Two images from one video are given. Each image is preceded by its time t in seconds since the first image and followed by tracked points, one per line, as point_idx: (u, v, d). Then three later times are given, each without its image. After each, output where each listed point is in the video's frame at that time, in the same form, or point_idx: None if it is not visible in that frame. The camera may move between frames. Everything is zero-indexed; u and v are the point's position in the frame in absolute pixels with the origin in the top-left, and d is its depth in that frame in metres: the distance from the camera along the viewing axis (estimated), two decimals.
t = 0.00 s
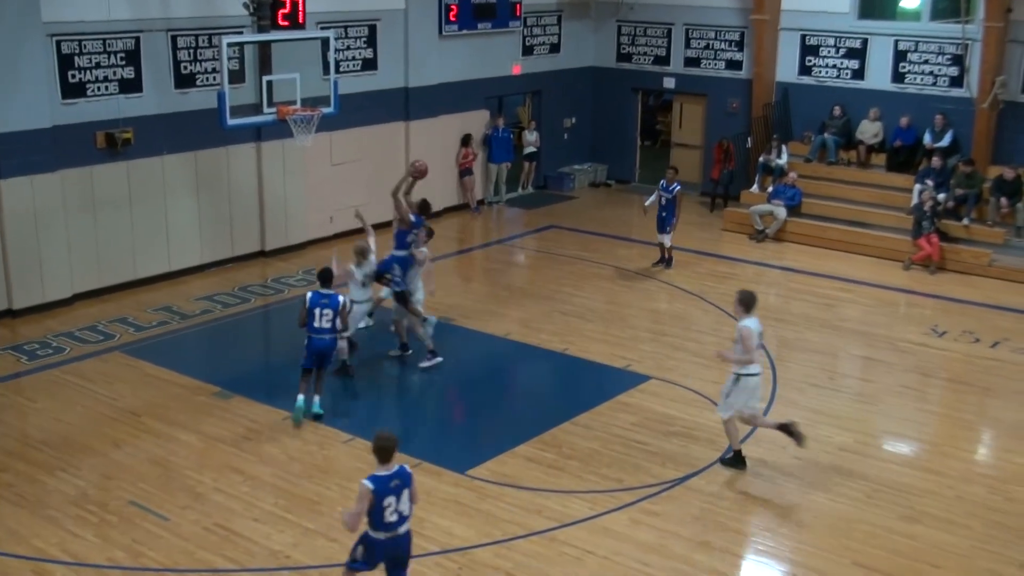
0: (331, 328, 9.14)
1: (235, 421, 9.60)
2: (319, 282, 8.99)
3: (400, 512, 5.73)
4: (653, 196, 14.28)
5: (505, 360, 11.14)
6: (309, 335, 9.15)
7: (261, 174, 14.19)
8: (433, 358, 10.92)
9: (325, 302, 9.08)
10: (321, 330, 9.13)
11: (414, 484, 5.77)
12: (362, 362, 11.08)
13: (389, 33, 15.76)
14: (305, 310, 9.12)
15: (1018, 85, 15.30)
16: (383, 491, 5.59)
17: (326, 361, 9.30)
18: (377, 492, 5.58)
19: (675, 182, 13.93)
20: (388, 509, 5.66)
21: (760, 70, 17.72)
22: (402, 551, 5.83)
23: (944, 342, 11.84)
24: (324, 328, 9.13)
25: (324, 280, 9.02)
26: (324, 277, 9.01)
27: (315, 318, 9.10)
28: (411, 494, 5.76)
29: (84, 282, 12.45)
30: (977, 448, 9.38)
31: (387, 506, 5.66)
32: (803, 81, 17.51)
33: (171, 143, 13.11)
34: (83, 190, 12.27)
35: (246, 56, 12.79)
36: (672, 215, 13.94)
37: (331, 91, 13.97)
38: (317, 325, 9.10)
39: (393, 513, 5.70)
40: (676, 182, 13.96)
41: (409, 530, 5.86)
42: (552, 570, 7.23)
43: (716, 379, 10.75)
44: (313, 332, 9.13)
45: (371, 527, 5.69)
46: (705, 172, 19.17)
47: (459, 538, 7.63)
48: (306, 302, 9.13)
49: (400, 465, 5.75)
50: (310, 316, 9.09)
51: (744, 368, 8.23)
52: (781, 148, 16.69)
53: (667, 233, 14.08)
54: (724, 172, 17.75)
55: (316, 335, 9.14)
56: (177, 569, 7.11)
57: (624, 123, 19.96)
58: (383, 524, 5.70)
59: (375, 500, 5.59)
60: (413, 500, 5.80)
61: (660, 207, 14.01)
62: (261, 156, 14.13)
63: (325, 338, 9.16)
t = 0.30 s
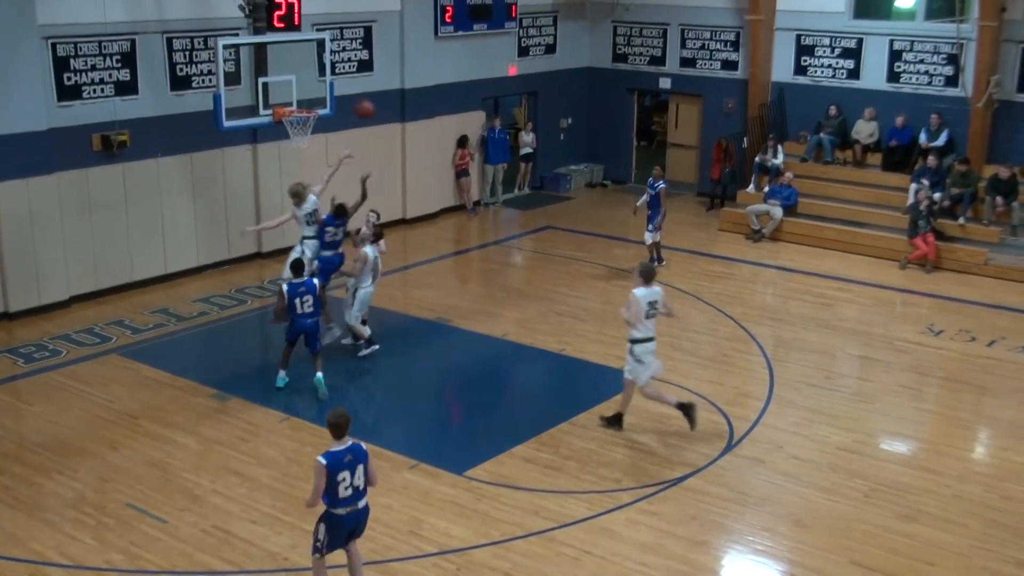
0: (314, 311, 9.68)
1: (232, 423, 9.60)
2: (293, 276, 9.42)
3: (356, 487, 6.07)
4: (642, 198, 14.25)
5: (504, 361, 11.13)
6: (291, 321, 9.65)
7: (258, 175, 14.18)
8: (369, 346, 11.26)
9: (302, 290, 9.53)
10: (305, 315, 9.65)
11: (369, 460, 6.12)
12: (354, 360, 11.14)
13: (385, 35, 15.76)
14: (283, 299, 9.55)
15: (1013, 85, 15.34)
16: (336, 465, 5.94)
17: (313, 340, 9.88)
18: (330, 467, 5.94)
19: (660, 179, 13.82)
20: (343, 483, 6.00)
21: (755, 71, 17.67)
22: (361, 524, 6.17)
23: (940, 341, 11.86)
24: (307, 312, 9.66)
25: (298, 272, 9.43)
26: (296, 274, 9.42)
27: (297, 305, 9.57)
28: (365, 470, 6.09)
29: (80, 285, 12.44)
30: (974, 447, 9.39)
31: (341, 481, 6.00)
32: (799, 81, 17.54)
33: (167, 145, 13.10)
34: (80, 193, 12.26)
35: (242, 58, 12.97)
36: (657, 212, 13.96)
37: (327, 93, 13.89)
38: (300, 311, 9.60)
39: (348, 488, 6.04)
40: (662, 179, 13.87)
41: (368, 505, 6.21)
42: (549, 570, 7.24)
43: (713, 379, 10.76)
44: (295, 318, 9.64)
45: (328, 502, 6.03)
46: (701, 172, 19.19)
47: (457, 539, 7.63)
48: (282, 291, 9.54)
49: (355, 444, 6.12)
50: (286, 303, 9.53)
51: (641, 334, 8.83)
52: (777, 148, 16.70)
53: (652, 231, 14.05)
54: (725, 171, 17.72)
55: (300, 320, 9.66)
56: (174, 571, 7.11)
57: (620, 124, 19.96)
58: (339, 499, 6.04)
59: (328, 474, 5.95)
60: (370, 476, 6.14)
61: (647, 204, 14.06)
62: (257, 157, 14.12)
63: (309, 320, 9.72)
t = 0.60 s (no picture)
0: (316, 292, 10.07)
1: (229, 426, 9.59)
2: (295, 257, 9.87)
3: (342, 474, 6.12)
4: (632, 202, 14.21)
5: (502, 363, 11.13)
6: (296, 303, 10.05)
7: (254, 178, 14.17)
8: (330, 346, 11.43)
9: (303, 271, 9.99)
10: (308, 296, 10.04)
11: (358, 449, 6.15)
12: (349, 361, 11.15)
13: (380, 37, 15.76)
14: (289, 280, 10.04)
15: (1008, 85, 15.37)
16: (324, 452, 5.98)
17: (321, 323, 10.21)
18: (318, 452, 5.98)
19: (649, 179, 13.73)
20: (329, 469, 6.05)
21: (751, 71, 17.73)
22: (346, 511, 6.22)
23: (936, 341, 11.88)
24: (309, 294, 10.06)
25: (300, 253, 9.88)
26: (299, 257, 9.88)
27: (299, 287, 10.00)
28: (353, 458, 6.12)
29: (77, 288, 12.42)
30: (971, 447, 9.40)
31: (327, 466, 6.05)
32: (794, 82, 17.56)
33: (163, 148, 13.09)
34: (76, 196, 12.24)
35: (237, 61, 13.03)
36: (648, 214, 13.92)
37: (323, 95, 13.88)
38: (302, 293, 10.01)
39: (335, 474, 6.08)
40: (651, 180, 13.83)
41: (354, 492, 6.25)
42: (547, 572, 7.24)
43: (710, 380, 10.77)
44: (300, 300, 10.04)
45: (314, 486, 6.08)
46: (697, 173, 19.22)
47: (455, 541, 7.63)
48: (286, 273, 10.03)
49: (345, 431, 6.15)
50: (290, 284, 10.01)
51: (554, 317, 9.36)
52: (772, 149, 16.69)
53: (644, 233, 14.01)
54: (723, 172, 17.70)
55: (304, 302, 10.04)
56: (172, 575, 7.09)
57: (616, 126, 19.98)
58: (325, 485, 6.09)
59: (316, 459, 5.99)
60: (357, 464, 6.19)
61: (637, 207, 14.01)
62: (253, 160, 14.12)
63: (314, 302, 10.09)
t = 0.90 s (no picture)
0: (338, 295, 10.22)
1: (226, 429, 9.59)
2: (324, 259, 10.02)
3: (328, 475, 6.12)
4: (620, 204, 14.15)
5: (499, 366, 11.12)
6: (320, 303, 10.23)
7: (251, 181, 14.17)
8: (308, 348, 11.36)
9: (330, 273, 10.15)
10: (329, 298, 10.20)
11: (345, 451, 6.14)
12: (344, 364, 11.13)
13: (377, 40, 15.76)
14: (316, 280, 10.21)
15: (1004, 85, 15.39)
16: (309, 452, 5.98)
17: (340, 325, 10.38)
18: (304, 452, 5.99)
19: (641, 182, 13.69)
20: (315, 470, 6.05)
21: (747, 74, 17.72)
22: (332, 513, 6.22)
23: (933, 342, 11.89)
24: (332, 296, 10.21)
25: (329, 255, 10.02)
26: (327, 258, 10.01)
27: (325, 288, 10.16)
28: (340, 461, 6.11)
29: (74, 292, 12.41)
30: (968, 447, 9.41)
31: (313, 467, 6.05)
32: (791, 83, 17.58)
33: (160, 151, 13.09)
34: (72, 200, 12.24)
35: (234, 63, 12.85)
36: (641, 217, 13.92)
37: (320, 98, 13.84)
38: (324, 293, 10.17)
39: (320, 475, 6.09)
40: (641, 183, 13.78)
41: (341, 494, 6.25)
42: (545, 574, 7.24)
43: (707, 381, 10.78)
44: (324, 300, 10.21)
45: (299, 487, 6.09)
46: (694, 174, 19.23)
47: (453, 543, 7.63)
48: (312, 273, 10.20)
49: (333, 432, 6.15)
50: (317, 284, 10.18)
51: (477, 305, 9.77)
52: (769, 150, 16.75)
53: (641, 236, 14.05)
54: (719, 173, 17.77)
55: (327, 302, 10.22)
56: None
57: (613, 127, 19.99)
58: (311, 486, 6.10)
59: (301, 459, 5.99)
60: (344, 467, 6.18)
61: (628, 211, 13.98)
62: (250, 163, 14.12)
63: (334, 304, 10.24)
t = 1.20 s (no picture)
0: (351, 292, 10.29)
1: (223, 431, 9.58)
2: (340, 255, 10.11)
3: (309, 481, 6.11)
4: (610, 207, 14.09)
5: (496, 368, 11.10)
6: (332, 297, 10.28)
7: (247, 183, 14.16)
8: (302, 355, 11.16)
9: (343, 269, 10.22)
10: (342, 295, 10.26)
11: (328, 457, 6.10)
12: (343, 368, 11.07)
13: (373, 42, 15.76)
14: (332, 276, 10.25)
15: (1000, 87, 15.41)
16: (288, 456, 6.00)
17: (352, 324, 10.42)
18: (283, 455, 6.01)
19: (631, 187, 13.64)
20: (295, 474, 6.06)
21: (744, 74, 17.74)
22: (315, 520, 6.20)
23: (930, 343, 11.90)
24: (345, 293, 10.27)
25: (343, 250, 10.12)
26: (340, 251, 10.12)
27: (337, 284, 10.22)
28: (321, 466, 6.08)
29: (70, 294, 12.40)
30: (965, 448, 9.41)
31: (293, 472, 6.05)
32: (787, 85, 17.60)
33: (156, 153, 13.08)
34: (68, 202, 12.22)
35: (231, 65, 12.95)
36: (632, 220, 13.89)
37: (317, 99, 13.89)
38: (339, 291, 10.23)
39: (301, 480, 6.09)
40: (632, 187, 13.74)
41: (325, 501, 6.21)
42: None
43: (704, 383, 10.78)
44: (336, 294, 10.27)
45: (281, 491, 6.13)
46: (691, 176, 19.22)
47: (450, 545, 7.62)
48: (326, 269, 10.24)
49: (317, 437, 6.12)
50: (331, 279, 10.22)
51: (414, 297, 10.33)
52: (766, 152, 16.74)
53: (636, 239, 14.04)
54: (714, 175, 17.93)
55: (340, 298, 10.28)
56: None
57: (610, 129, 19.99)
58: (292, 490, 6.11)
59: (281, 463, 6.02)
60: (326, 473, 6.14)
61: (620, 215, 13.94)
62: (246, 166, 14.11)
63: (346, 303, 10.30)
